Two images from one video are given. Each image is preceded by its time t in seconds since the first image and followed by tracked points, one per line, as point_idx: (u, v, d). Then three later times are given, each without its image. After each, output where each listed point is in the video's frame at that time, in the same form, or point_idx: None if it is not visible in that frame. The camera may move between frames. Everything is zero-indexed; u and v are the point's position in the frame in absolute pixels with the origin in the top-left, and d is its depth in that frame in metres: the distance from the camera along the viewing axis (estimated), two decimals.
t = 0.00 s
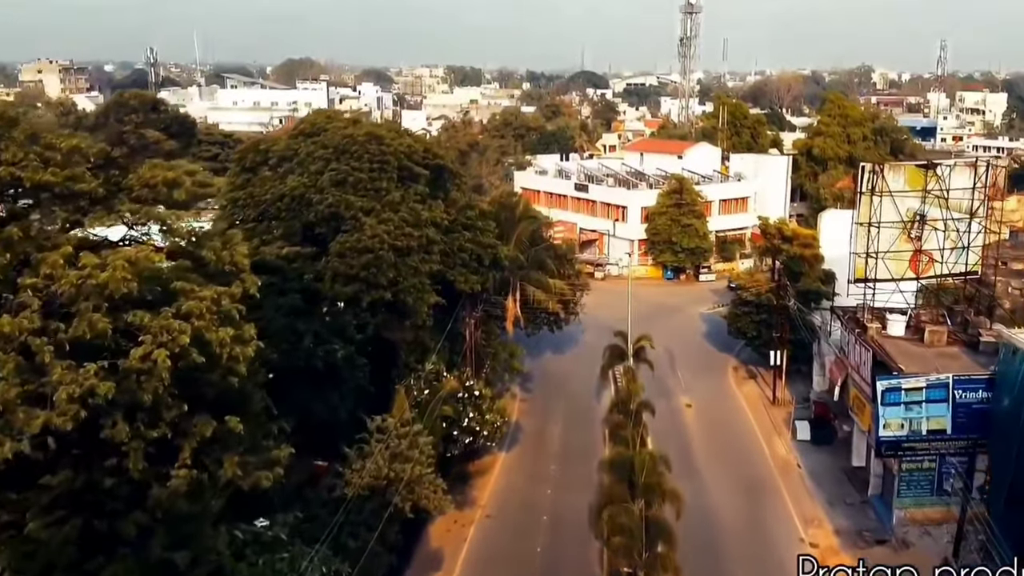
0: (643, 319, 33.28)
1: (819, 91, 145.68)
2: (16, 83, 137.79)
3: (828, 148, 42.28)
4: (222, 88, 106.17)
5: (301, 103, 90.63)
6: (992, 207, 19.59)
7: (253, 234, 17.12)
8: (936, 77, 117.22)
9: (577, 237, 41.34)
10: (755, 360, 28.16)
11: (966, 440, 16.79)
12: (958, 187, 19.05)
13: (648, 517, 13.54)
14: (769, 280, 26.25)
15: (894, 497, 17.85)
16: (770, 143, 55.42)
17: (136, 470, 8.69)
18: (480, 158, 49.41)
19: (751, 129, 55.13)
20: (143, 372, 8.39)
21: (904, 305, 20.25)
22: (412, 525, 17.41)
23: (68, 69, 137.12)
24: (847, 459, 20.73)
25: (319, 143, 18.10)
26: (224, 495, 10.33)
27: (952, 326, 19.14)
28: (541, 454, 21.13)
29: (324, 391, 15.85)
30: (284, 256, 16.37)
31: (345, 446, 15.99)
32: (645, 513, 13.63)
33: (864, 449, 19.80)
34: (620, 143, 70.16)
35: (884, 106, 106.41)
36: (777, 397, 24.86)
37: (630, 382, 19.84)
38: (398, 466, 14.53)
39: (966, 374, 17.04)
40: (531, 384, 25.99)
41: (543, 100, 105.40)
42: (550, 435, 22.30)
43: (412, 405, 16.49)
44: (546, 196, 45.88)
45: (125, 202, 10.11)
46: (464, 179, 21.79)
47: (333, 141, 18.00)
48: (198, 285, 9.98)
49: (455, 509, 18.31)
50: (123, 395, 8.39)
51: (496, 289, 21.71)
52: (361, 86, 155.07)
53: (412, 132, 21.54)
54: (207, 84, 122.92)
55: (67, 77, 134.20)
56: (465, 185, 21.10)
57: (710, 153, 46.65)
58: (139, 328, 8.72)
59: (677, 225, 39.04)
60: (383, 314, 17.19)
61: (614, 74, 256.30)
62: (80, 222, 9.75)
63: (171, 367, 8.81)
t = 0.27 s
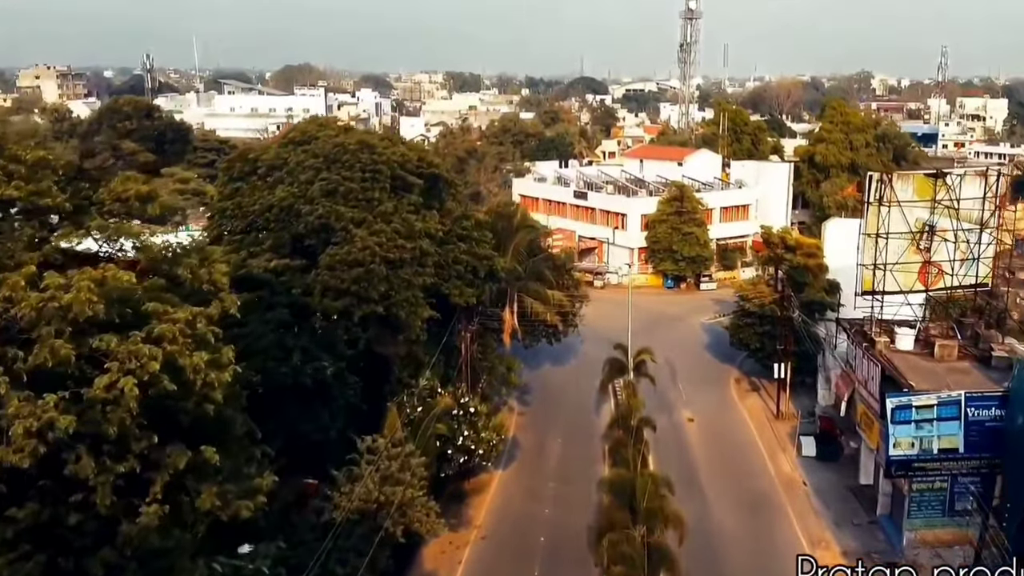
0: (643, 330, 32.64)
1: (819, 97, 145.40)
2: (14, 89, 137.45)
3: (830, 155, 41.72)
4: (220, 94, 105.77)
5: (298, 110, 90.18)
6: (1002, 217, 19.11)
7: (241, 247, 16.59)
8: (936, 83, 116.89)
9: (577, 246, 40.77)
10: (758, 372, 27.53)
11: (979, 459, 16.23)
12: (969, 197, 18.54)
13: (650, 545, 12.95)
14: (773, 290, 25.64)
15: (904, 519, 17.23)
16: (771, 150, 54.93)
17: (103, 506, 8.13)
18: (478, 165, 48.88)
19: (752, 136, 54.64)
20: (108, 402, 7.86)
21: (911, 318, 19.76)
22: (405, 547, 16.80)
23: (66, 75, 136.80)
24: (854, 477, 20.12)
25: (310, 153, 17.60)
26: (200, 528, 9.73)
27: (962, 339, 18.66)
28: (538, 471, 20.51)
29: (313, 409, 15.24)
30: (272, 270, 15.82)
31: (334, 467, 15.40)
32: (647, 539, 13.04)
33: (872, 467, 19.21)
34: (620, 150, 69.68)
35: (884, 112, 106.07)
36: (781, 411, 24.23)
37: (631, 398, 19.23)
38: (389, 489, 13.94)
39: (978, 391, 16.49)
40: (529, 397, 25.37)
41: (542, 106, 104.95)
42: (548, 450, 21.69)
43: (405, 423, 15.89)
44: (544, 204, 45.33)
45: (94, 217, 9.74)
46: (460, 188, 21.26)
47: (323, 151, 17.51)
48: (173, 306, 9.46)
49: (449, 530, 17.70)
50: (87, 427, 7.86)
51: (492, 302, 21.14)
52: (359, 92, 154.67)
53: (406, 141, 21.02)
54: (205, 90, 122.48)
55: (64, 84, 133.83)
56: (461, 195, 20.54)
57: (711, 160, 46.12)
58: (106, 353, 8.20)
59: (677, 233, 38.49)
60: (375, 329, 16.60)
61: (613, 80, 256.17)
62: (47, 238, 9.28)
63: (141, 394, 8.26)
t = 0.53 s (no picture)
0: (643, 342, 31.84)
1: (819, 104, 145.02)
2: (10, 96, 136.96)
3: (833, 163, 41.10)
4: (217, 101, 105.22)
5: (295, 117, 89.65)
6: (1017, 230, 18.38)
7: (225, 261, 15.96)
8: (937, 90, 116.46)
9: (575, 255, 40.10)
10: (762, 387, 26.78)
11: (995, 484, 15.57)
12: (981, 209, 17.83)
13: None
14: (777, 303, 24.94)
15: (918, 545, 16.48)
16: (772, 158, 54.34)
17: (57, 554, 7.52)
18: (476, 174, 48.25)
19: (752, 143, 54.05)
20: (60, 442, 7.37)
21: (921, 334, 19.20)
22: None
23: (63, 82, 136.35)
24: (864, 499, 19.40)
25: (298, 163, 17.01)
26: (169, 569, 9.03)
27: (975, 356, 17.98)
28: (536, 492, 19.78)
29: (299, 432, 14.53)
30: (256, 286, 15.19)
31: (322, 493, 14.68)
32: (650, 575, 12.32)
33: (882, 489, 18.53)
34: (619, 157, 69.10)
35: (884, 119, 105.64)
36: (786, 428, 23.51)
37: (632, 418, 18.52)
38: (377, 518, 13.23)
39: (993, 411, 15.85)
40: (526, 413, 24.63)
41: (541, 113, 104.45)
42: (546, 469, 20.97)
43: (395, 446, 15.17)
44: (543, 213, 44.67)
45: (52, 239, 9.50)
46: (455, 200, 20.65)
47: (312, 162, 16.94)
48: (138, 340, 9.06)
49: (442, 557, 16.96)
50: (39, 469, 7.37)
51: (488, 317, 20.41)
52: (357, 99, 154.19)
53: (399, 150, 20.42)
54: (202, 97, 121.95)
55: (61, 91, 133.38)
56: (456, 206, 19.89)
57: (711, 168, 45.52)
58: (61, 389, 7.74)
59: (678, 243, 37.85)
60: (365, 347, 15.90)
61: (612, 87, 255.91)
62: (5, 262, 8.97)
63: (97, 432, 7.78)
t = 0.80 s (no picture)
0: (643, 354, 31.12)
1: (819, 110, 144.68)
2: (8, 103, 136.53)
3: (836, 171, 40.54)
4: (214, 108, 104.69)
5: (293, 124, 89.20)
6: None
7: (209, 276, 15.38)
8: (937, 96, 116.12)
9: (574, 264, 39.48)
10: (766, 400, 26.09)
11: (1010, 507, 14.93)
12: (995, 220, 17.31)
13: None
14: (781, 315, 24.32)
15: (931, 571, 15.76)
16: (773, 165, 53.82)
17: None
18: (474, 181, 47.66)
19: (753, 151, 53.50)
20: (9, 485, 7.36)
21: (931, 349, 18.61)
22: None
23: (61, 88, 135.87)
24: (873, 520, 18.71)
25: (285, 173, 16.37)
26: None
27: (988, 372, 17.36)
28: (533, 512, 19.08)
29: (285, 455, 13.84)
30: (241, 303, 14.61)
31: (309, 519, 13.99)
32: None
33: (892, 510, 17.83)
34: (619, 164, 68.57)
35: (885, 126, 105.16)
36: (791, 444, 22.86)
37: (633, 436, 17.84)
38: (365, 547, 12.49)
39: (1008, 432, 15.22)
40: (523, 428, 23.94)
41: (540, 120, 104.02)
42: (544, 488, 20.29)
43: (386, 469, 14.48)
44: (541, 221, 44.07)
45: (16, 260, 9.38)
46: (450, 210, 20.03)
47: (300, 171, 16.32)
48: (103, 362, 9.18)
49: None
50: None
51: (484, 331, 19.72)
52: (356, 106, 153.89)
53: (392, 159, 19.82)
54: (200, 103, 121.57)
55: (59, 98, 133.00)
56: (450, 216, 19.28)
57: (712, 176, 44.94)
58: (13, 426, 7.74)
59: (678, 252, 37.24)
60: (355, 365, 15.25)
61: (611, 93, 255.75)
62: None
63: (50, 472, 7.73)
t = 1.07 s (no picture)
0: (644, 365, 30.46)
1: (819, 117, 144.40)
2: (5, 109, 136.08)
3: (838, 178, 39.98)
4: (212, 114, 104.24)
5: (291, 130, 88.78)
6: None
7: (194, 289, 14.82)
8: (937, 102, 115.80)
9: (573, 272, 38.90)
10: (769, 414, 25.47)
11: None
12: (1007, 230, 16.77)
13: None
14: (785, 326, 23.75)
15: None
16: (774, 171, 53.36)
17: None
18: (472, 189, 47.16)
19: (754, 157, 53.04)
20: None
21: (940, 364, 18.05)
22: None
23: (59, 94, 135.40)
24: (882, 540, 18.10)
25: (272, 183, 15.92)
26: None
27: (1002, 388, 16.78)
28: (530, 532, 18.47)
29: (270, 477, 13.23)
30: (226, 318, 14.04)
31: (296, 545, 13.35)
32: None
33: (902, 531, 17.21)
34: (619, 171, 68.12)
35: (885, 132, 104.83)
36: (795, 460, 22.27)
37: (635, 453, 17.20)
38: None
39: None
40: (521, 442, 23.32)
41: (539, 126, 103.66)
42: (541, 506, 19.69)
43: (376, 492, 13.86)
44: (540, 228, 43.53)
45: None
46: (445, 220, 19.48)
47: (288, 181, 15.86)
48: (69, 390, 9.23)
49: None
50: None
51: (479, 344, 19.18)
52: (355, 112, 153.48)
53: (386, 168, 19.27)
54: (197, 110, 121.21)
55: (56, 104, 132.60)
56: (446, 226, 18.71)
57: (713, 183, 44.40)
58: None
59: (679, 260, 36.66)
60: (345, 381, 14.61)
61: (611, 99, 255.71)
62: None
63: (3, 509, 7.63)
